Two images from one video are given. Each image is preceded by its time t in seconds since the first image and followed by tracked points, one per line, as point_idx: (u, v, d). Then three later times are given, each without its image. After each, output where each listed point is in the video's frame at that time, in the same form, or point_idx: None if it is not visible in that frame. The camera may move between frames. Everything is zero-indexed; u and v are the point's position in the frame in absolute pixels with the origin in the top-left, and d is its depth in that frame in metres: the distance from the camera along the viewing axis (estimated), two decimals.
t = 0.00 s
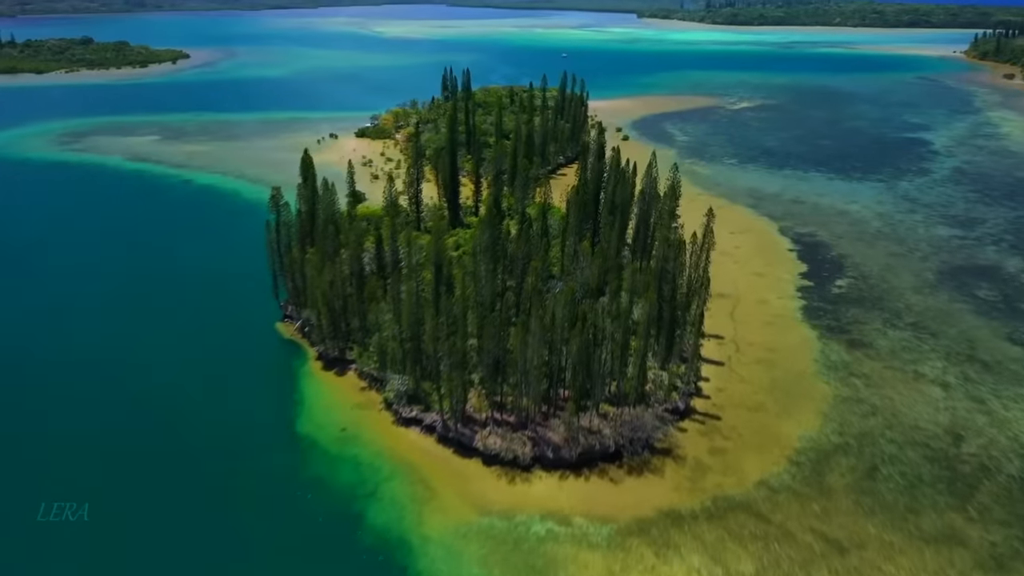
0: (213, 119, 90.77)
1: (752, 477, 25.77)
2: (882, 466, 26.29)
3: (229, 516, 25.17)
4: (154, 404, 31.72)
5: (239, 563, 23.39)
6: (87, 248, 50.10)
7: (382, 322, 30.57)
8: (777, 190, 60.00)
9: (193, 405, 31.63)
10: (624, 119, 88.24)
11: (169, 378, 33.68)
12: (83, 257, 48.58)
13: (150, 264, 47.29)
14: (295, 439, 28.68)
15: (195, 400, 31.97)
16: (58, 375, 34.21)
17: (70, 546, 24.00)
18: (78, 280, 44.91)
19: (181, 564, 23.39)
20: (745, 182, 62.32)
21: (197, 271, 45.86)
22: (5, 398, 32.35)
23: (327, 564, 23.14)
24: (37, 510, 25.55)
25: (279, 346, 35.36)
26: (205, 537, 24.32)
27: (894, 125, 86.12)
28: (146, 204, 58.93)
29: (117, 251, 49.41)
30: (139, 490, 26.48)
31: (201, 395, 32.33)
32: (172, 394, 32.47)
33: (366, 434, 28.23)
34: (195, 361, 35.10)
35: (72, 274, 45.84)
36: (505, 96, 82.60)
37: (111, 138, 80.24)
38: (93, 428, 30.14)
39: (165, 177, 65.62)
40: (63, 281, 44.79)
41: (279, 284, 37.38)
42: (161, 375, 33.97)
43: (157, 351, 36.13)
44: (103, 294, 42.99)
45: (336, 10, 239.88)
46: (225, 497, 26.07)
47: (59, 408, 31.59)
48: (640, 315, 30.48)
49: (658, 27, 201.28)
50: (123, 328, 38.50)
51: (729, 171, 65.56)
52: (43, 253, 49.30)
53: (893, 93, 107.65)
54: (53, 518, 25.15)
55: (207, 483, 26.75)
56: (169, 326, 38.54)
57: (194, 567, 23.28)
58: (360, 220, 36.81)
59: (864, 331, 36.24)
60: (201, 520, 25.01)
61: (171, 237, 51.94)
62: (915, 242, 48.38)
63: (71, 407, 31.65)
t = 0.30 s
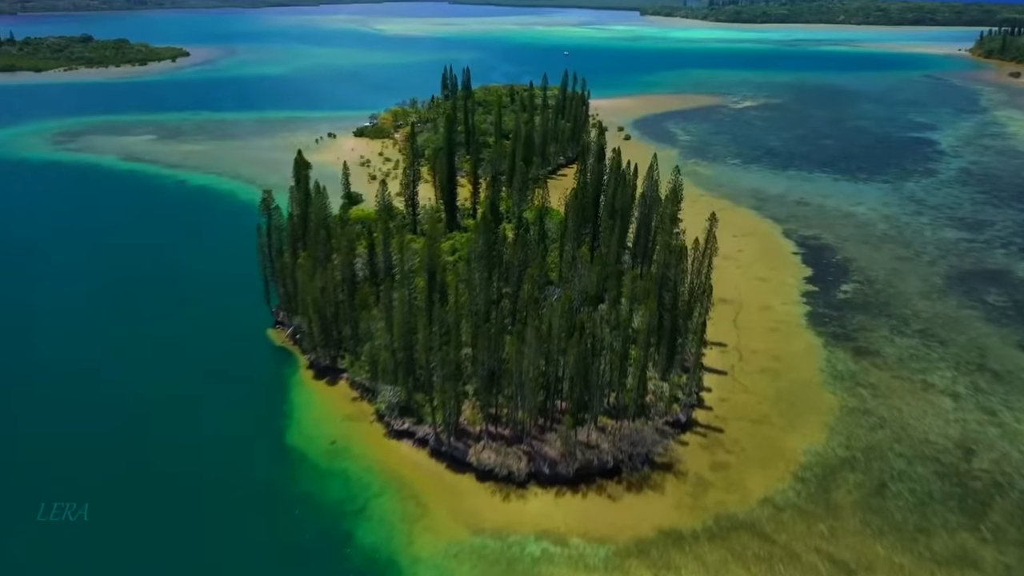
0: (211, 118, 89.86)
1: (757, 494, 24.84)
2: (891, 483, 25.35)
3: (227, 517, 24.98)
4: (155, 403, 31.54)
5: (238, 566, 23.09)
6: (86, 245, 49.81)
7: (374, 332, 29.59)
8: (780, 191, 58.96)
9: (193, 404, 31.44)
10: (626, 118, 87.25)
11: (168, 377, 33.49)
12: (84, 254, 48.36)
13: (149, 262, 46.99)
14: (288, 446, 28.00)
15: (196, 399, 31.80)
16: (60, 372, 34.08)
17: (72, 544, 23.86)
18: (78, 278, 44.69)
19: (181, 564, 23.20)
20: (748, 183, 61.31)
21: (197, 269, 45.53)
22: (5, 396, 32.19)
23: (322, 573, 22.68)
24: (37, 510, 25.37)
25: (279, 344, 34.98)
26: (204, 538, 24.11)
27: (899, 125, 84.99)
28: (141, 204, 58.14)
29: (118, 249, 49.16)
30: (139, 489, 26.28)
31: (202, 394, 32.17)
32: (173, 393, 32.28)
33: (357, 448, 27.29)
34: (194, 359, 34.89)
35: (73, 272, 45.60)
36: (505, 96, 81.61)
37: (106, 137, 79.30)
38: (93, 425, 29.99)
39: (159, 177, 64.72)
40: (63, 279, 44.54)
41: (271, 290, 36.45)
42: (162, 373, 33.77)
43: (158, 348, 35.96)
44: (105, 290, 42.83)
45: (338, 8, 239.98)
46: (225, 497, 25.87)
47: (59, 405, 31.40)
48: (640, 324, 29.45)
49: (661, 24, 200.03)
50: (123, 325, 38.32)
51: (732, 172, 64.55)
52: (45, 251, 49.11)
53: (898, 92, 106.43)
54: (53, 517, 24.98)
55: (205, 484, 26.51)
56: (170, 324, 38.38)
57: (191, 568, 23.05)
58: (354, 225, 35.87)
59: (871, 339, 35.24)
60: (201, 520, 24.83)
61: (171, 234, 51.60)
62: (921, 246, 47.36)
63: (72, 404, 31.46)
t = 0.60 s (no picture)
0: (209, 117, 89.00)
1: (761, 513, 23.88)
2: (900, 501, 24.39)
3: (218, 528, 24.35)
4: (154, 403, 31.34)
5: (233, 572, 22.76)
6: (88, 243, 49.63)
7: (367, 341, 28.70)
8: (785, 193, 57.95)
9: (192, 404, 31.20)
10: (628, 118, 86.26)
11: (168, 376, 33.28)
12: (86, 252, 48.22)
13: (149, 260, 46.76)
14: (276, 459, 27.12)
15: (195, 398, 31.57)
16: (60, 370, 33.96)
17: (70, 546, 23.73)
18: (80, 276, 44.55)
19: (179, 566, 23.03)
20: (751, 184, 60.30)
21: (197, 267, 45.24)
22: (5, 394, 32.11)
23: None
24: (37, 510, 25.29)
25: (269, 353, 34.05)
26: (200, 540, 23.87)
27: (906, 125, 83.88)
28: (137, 204, 57.51)
29: (119, 247, 48.95)
30: (134, 494, 25.88)
31: (201, 393, 31.94)
32: (172, 392, 32.06)
33: (347, 463, 26.36)
34: (193, 357, 34.65)
35: (74, 269, 45.44)
36: (506, 95, 80.62)
37: (102, 136, 78.48)
38: (92, 425, 29.86)
39: (154, 177, 63.92)
40: (64, 278, 44.30)
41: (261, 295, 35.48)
42: (161, 372, 33.58)
43: (159, 347, 35.77)
44: (106, 288, 42.69)
45: (341, 5, 239.07)
46: (222, 500, 25.54)
47: (59, 404, 31.26)
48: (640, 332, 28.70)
49: (665, 21, 198.97)
50: (122, 324, 38.01)
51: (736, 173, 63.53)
52: (46, 249, 48.95)
53: (903, 91, 105.28)
54: (53, 517, 24.90)
55: (203, 486, 26.26)
56: (170, 322, 38.18)
57: None
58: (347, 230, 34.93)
59: (879, 347, 34.25)
60: (197, 524, 24.52)
61: (172, 231, 51.34)
62: (930, 249, 46.34)
63: (72, 403, 31.34)
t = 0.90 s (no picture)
0: (208, 115, 88.16)
1: (768, 535, 22.89)
2: (911, 519, 23.47)
3: (210, 536, 23.81)
4: (152, 403, 31.03)
5: None
6: (88, 241, 49.31)
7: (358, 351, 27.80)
8: (790, 194, 56.92)
9: (191, 405, 30.86)
10: (631, 116, 85.24)
11: (166, 375, 32.97)
12: (87, 249, 47.98)
13: (150, 258, 46.37)
14: (265, 472, 26.27)
15: (194, 399, 31.22)
16: (60, 368, 33.75)
17: (67, 547, 23.49)
18: (80, 273, 44.29)
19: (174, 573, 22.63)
20: (755, 185, 59.35)
21: (197, 266, 44.69)
22: (6, 393, 31.90)
23: None
24: (37, 510, 25.08)
25: (260, 360, 33.14)
26: (197, 544, 23.53)
27: (913, 124, 82.72)
28: (135, 203, 56.88)
29: (119, 245, 48.62)
30: (128, 500, 25.45)
31: (200, 393, 31.59)
32: (171, 392, 31.72)
33: (337, 478, 25.51)
34: (192, 356, 34.33)
35: (77, 268, 45.16)
36: (507, 94, 79.63)
37: (100, 135, 77.70)
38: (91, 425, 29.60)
39: (150, 177, 63.01)
40: (67, 276, 44.02)
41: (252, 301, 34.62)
42: (160, 372, 33.29)
43: (158, 346, 35.48)
44: (106, 286, 42.43)
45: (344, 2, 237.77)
46: (216, 506, 25.02)
47: (58, 404, 31.00)
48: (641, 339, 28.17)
49: (670, 18, 197.72)
50: (123, 324, 37.64)
51: (741, 173, 62.57)
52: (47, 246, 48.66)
53: (910, 89, 104.10)
54: (53, 517, 24.69)
55: (201, 489, 25.90)
56: (170, 321, 37.87)
57: None
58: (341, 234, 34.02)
59: (888, 356, 33.25)
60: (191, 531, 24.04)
61: (172, 229, 50.99)
62: (939, 253, 45.32)
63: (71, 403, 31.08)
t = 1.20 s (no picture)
0: (208, 114, 87.33)
1: (774, 556, 21.95)
2: (924, 541, 22.53)
3: (201, 546, 23.27)
4: (149, 408, 30.63)
5: None
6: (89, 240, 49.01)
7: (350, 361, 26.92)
8: (796, 195, 55.86)
9: (188, 409, 30.42)
10: (635, 115, 84.19)
11: (165, 379, 32.56)
12: (98, 246, 48.12)
13: (153, 258, 45.95)
14: (254, 486, 25.43)
15: (191, 404, 30.74)
16: (60, 370, 33.53)
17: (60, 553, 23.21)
18: (84, 273, 44.15)
19: None
20: (761, 185, 58.33)
21: (199, 267, 44.18)
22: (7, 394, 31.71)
23: None
24: (38, 510, 24.96)
25: (251, 369, 32.23)
26: (188, 554, 23.06)
27: (921, 123, 81.50)
28: (133, 203, 56.27)
29: (121, 244, 48.32)
30: (122, 506, 25.04)
31: (197, 397, 31.09)
32: (169, 396, 31.31)
33: (327, 495, 24.61)
34: (191, 359, 33.82)
35: (82, 268, 44.97)
36: (509, 93, 78.56)
37: (97, 134, 76.93)
38: (89, 428, 29.31)
39: (147, 177, 62.11)
40: (70, 276, 43.79)
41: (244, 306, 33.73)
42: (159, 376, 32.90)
43: (159, 348, 35.09)
44: (110, 287, 42.16)
45: None
46: (208, 515, 24.48)
47: (59, 406, 30.78)
48: (642, 350, 27.34)
49: (675, 15, 196.41)
50: (124, 326, 37.27)
51: (746, 173, 61.53)
52: (51, 245, 48.51)
53: (917, 87, 102.77)
54: (53, 518, 24.59)
55: (195, 497, 25.39)
56: (171, 323, 37.46)
57: None
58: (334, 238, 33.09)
59: (898, 365, 32.22)
60: (183, 540, 23.55)
61: (174, 230, 50.52)
62: (949, 256, 44.27)
63: (70, 406, 30.83)
